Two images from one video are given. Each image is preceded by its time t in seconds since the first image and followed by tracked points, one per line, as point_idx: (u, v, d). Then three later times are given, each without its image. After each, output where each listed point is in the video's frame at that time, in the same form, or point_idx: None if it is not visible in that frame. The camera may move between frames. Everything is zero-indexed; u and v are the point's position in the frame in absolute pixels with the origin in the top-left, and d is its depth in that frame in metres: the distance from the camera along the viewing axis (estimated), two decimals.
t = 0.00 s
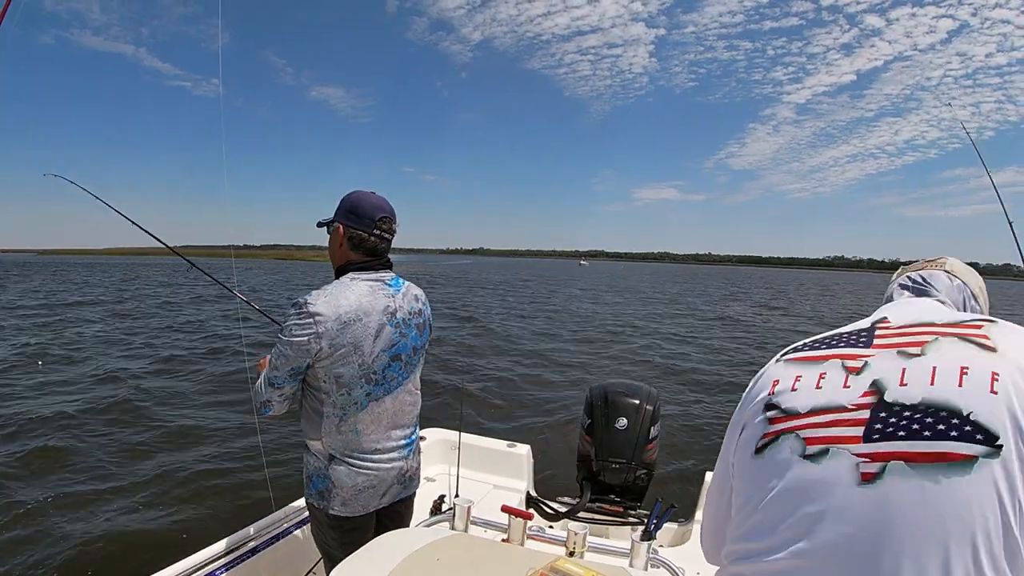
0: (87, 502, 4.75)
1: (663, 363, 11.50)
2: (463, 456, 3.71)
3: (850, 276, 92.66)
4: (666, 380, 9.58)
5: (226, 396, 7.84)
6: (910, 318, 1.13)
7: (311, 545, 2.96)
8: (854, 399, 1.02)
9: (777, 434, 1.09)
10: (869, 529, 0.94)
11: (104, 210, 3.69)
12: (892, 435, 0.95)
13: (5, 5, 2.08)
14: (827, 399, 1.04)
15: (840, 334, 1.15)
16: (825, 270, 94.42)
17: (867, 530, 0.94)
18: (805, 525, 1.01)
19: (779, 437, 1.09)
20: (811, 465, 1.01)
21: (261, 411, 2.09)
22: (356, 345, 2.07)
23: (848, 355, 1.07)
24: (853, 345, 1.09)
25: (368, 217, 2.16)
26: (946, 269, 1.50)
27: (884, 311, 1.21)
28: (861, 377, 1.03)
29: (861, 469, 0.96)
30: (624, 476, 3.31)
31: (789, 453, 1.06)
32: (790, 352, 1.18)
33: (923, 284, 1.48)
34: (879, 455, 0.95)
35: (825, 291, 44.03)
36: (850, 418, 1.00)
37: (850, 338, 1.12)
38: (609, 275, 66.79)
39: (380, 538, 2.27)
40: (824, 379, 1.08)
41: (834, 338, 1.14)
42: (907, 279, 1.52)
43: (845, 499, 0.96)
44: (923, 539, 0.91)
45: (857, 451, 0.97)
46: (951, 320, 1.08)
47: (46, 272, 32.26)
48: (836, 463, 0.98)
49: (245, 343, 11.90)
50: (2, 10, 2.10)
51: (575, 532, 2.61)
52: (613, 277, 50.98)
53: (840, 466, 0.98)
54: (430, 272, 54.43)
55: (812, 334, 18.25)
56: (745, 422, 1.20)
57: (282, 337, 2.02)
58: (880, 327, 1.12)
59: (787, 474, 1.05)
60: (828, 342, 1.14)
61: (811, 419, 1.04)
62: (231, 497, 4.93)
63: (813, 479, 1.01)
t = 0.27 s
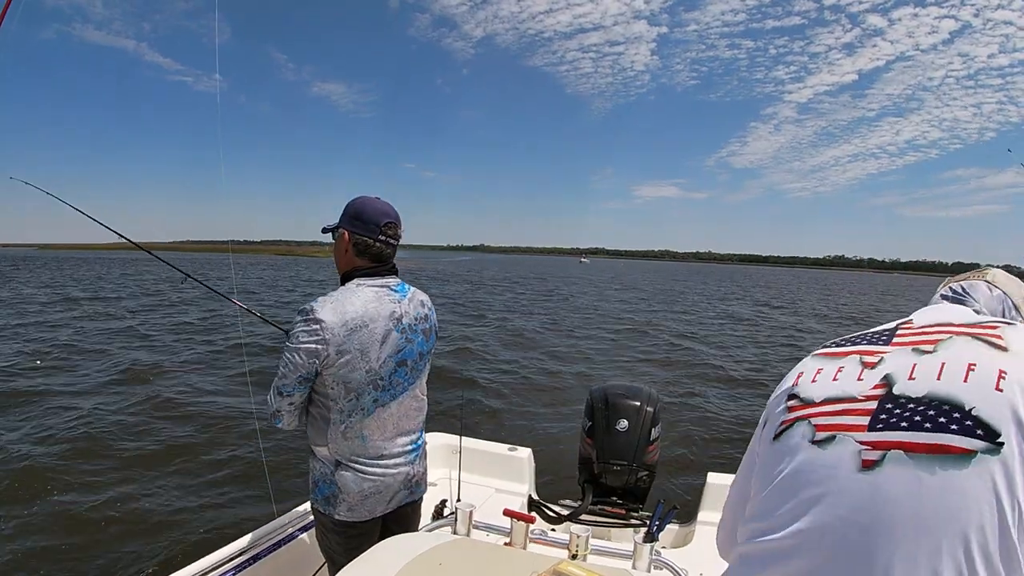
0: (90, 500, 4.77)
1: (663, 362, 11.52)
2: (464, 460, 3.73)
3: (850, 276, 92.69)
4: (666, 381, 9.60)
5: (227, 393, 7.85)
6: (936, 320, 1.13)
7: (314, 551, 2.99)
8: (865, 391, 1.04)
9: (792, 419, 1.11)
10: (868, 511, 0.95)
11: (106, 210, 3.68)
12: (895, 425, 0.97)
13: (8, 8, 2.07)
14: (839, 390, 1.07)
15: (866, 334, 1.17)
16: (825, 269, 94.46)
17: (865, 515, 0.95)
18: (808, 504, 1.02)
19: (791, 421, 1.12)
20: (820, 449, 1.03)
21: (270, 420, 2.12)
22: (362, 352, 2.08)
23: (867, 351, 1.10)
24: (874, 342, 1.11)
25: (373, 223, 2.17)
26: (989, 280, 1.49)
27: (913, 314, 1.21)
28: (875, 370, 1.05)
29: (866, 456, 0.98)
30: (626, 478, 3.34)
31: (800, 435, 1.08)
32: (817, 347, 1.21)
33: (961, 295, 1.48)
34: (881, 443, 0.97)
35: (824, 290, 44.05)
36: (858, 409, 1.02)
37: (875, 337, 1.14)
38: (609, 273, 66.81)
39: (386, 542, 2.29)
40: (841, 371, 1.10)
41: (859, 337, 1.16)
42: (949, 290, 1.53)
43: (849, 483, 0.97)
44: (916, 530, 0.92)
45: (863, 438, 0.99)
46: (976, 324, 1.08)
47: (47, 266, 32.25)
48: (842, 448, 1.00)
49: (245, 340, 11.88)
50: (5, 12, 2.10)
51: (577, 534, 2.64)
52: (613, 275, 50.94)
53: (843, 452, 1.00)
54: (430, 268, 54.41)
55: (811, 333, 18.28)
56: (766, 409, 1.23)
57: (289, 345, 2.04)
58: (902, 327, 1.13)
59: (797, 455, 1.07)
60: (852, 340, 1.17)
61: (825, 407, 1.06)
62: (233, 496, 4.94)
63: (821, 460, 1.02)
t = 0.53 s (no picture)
0: (91, 494, 4.81)
1: (662, 360, 11.57)
2: (463, 457, 3.75)
3: (850, 276, 92.76)
4: (665, 379, 9.63)
5: (228, 388, 7.89)
6: None
7: (313, 547, 3.00)
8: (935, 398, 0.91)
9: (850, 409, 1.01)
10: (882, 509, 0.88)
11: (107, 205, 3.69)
12: (954, 437, 0.85)
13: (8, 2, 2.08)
14: (905, 392, 0.94)
15: (948, 337, 1.03)
16: (825, 269, 94.54)
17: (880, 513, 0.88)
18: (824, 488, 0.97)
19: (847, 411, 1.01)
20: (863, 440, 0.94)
21: (274, 417, 2.13)
22: (364, 348, 2.09)
23: (942, 355, 0.96)
24: (951, 348, 0.98)
25: (373, 220, 2.17)
26: None
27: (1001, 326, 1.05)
28: (945, 377, 0.93)
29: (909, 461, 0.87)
30: (625, 476, 3.35)
31: (851, 426, 0.98)
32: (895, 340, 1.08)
33: None
34: (937, 452, 0.85)
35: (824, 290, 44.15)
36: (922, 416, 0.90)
37: (954, 342, 1.00)
38: (609, 271, 66.90)
39: (385, 538, 2.31)
40: (912, 370, 0.97)
41: (940, 339, 1.02)
42: None
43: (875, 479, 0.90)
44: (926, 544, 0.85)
45: (919, 446, 0.88)
46: None
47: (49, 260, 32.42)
48: (890, 449, 0.90)
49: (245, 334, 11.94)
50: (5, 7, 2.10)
51: (576, 532, 2.64)
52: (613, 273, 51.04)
53: (891, 452, 0.90)
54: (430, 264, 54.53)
55: (810, 332, 18.34)
56: (830, 394, 1.13)
57: (292, 343, 2.05)
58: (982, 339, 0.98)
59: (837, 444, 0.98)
60: (929, 341, 1.03)
61: (887, 404, 0.95)
62: (232, 490, 4.98)
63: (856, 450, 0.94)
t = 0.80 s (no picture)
0: (91, 491, 4.83)
1: (662, 359, 11.58)
2: (462, 450, 3.76)
3: (850, 277, 92.76)
4: (662, 377, 9.66)
5: (228, 386, 7.92)
6: None
7: (311, 537, 3.02)
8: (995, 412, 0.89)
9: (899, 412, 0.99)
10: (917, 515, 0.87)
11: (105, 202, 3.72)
12: (1014, 453, 0.83)
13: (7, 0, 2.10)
14: (963, 404, 0.92)
15: (1010, 356, 1.01)
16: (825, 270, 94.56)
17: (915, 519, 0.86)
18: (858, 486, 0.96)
19: (901, 413, 0.98)
20: (910, 443, 0.92)
21: (271, 410, 2.14)
22: (359, 338, 2.11)
23: (1005, 374, 0.95)
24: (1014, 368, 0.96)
25: (365, 213, 2.18)
26: None
27: None
28: (1007, 394, 0.91)
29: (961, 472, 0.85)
30: (623, 472, 3.36)
31: (904, 427, 0.95)
32: (955, 351, 1.05)
33: None
34: (995, 465, 0.83)
35: (823, 290, 44.18)
36: (981, 429, 0.88)
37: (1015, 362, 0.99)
38: (608, 271, 66.96)
39: (382, 529, 2.32)
40: (972, 383, 0.95)
41: (1002, 357, 1.00)
42: None
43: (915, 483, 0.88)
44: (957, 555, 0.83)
45: (976, 458, 0.85)
46: None
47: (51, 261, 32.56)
48: (941, 456, 0.88)
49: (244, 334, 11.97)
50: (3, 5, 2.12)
51: (573, 527, 2.65)
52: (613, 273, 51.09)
53: (943, 458, 0.87)
54: (431, 265, 54.59)
55: (810, 332, 18.33)
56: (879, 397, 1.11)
57: (289, 334, 2.06)
58: None
59: (881, 445, 0.96)
60: (993, 356, 1.01)
61: (945, 412, 0.92)
62: (231, 486, 5.00)
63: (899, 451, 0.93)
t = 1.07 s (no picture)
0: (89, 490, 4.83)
1: (662, 360, 11.58)
2: (462, 448, 3.75)
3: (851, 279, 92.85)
4: (662, 377, 9.67)
5: (227, 389, 7.92)
6: None
7: (310, 535, 3.01)
8: None
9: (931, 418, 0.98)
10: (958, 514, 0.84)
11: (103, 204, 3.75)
12: None
13: None
14: (995, 410, 0.92)
15: None
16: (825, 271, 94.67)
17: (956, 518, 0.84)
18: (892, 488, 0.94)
19: (940, 420, 0.96)
20: (946, 444, 0.91)
21: (266, 407, 2.13)
22: (354, 333, 2.11)
23: None
24: None
25: (356, 209, 2.19)
26: None
27: None
28: None
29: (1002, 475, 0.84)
30: (623, 470, 3.36)
31: (942, 434, 0.93)
32: (978, 359, 1.06)
33: None
34: None
35: (824, 292, 44.15)
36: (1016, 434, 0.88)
37: None
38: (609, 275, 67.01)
39: (380, 526, 2.32)
40: (1001, 388, 0.96)
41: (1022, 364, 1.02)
42: None
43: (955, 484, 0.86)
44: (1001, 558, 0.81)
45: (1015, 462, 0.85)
46: None
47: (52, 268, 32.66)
48: (982, 460, 0.87)
49: (243, 338, 11.99)
50: None
51: (573, 525, 2.65)
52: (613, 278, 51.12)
53: (991, 463, 0.86)
54: (431, 269, 54.66)
55: (810, 333, 18.33)
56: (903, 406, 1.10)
57: (283, 331, 2.06)
58: None
59: (914, 448, 0.95)
60: (1014, 363, 1.02)
61: (981, 417, 0.92)
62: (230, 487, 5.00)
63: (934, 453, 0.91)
